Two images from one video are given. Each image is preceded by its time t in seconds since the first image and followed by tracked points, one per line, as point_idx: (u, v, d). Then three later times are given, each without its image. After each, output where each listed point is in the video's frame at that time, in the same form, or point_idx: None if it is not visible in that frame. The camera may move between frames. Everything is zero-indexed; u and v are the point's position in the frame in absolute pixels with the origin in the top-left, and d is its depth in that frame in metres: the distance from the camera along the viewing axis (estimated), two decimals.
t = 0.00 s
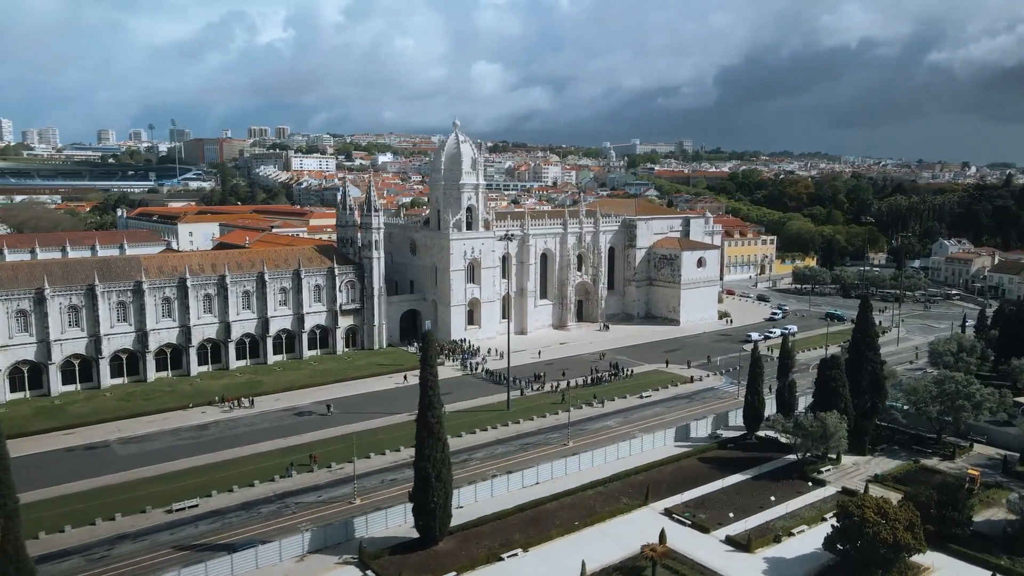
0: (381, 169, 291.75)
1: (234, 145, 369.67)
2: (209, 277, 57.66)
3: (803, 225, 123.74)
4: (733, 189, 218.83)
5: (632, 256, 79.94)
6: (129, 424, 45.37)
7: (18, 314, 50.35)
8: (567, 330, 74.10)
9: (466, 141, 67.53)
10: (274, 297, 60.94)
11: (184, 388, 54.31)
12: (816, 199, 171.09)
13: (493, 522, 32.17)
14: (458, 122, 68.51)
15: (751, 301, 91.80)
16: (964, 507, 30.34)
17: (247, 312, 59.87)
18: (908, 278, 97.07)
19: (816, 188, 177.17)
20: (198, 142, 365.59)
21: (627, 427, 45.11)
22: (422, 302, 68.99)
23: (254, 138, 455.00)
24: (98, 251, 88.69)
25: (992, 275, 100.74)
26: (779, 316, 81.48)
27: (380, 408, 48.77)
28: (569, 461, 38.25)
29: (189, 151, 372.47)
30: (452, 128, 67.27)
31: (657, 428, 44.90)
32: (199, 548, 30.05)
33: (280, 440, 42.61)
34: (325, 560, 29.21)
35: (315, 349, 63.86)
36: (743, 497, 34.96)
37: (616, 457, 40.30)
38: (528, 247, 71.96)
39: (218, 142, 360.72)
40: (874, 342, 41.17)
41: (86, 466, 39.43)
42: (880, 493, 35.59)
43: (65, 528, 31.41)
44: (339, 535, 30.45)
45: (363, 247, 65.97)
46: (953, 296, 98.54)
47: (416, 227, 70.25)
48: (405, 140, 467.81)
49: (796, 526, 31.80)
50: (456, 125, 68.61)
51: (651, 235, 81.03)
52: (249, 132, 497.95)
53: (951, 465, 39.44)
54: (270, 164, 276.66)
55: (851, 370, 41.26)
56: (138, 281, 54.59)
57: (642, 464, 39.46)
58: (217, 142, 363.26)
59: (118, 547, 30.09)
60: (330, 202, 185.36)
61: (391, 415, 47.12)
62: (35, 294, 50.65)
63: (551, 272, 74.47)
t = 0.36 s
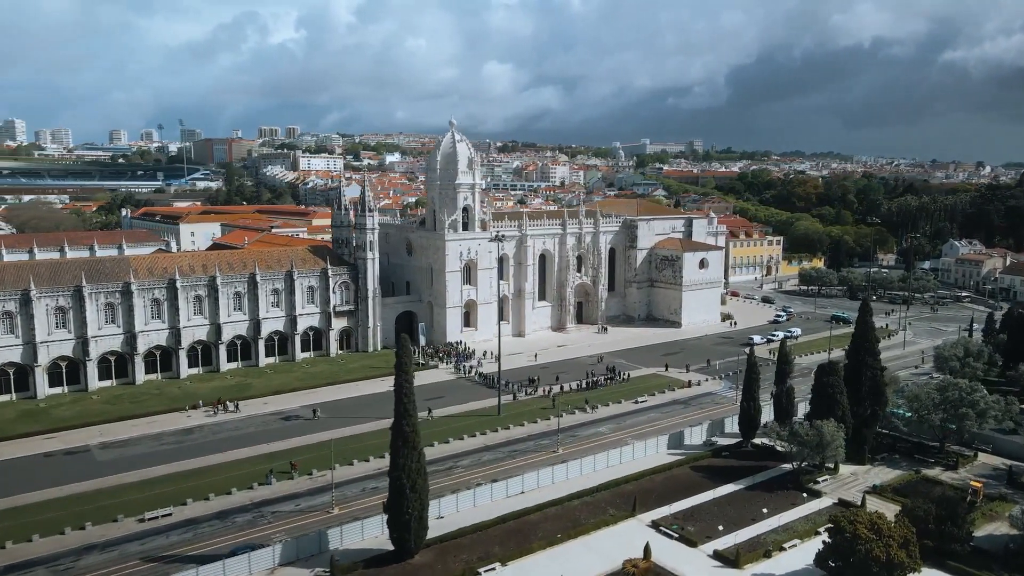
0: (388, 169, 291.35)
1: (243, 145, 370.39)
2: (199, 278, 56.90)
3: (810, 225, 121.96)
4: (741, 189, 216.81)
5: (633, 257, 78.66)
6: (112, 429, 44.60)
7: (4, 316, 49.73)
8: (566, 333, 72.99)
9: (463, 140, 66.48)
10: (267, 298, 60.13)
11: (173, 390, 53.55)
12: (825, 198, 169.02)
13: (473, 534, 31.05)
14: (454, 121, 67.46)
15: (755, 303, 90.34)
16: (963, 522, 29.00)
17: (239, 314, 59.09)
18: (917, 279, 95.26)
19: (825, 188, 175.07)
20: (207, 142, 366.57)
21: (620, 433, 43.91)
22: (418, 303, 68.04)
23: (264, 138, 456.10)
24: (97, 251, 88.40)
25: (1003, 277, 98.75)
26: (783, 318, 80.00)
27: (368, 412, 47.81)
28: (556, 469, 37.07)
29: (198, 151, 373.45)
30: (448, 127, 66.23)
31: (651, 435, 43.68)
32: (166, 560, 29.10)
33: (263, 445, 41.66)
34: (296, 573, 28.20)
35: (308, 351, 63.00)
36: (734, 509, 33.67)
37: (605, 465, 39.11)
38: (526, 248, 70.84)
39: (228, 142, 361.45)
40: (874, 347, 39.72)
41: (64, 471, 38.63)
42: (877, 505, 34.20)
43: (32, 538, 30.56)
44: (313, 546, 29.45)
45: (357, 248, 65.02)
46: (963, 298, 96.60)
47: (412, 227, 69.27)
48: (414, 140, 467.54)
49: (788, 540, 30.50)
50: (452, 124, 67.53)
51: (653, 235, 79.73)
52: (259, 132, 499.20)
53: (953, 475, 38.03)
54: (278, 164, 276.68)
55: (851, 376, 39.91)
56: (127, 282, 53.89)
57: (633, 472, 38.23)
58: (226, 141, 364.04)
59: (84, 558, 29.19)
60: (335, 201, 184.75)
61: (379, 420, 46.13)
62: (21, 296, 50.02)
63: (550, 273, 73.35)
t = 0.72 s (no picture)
0: (398, 169, 290.80)
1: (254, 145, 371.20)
2: (189, 280, 56.06)
3: (819, 226, 119.87)
4: (752, 189, 214.37)
5: (635, 258, 77.17)
6: (93, 434, 43.75)
7: None
8: (565, 335, 71.67)
9: (459, 139, 65.36)
10: (258, 300, 59.21)
11: (160, 393, 52.71)
12: (837, 199, 166.55)
13: (448, 549, 29.80)
14: (451, 120, 66.34)
15: (761, 305, 88.61)
16: (964, 541, 27.38)
17: (230, 316, 58.20)
18: (928, 282, 93.11)
19: (836, 188, 172.54)
20: (218, 142, 367.70)
21: (611, 441, 42.53)
22: (413, 305, 66.97)
23: (276, 138, 456.81)
24: (97, 252, 88.05)
25: (1017, 279, 96.40)
26: (789, 320, 78.26)
27: (355, 418, 46.69)
28: (541, 479, 35.77)
29: (209, 151, 374.62)
30: (444, 126, 65.11)
31: (643, 443, 42.26)
32: (129, 573, 28.09)
33: (243, 451, 40.61)
34: None
35: (300, 354, 62.04)
36: (724, 523, 32.23)
37: (594, 475, 37.75)
38: (525, 249, 69.55)
39: (238, 142, 362.21)
40: (874, 354, 38.16)
41: (39, 478, 37.78)
42: (874, 519, 32.72)
43: None
44: (280, 561, 28.28)
45: (351, 249, 64.01)
46: (976, 301, 94.34)
47: (408, 228, 68.18)
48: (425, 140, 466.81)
49: (778, 557, 29.09)
50: (449, 123, 66.46)
51: (655, 236, 78.22)
52: (272, 132, 500.19)
53: (957, 488, 36.39)
54: (287, 164, 276.72)
55: (850, 383, 38.39)
56: (114, 283, 53.11)
57: (621, 483, 36.86)
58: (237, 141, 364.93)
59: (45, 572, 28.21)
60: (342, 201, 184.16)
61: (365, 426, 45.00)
62: (6, 297, 49.32)
63: (550, 274, 72.05)
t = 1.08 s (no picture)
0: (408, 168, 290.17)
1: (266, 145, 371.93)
2: (179, 281, 55.26)
3: (830, 227, 117.74)
4: (764, 189, 211.89)
5: (637, 260, 75.69)
6: (74, 439, 42.98)
7: None
8: (565, 338, 70.36)
9: (455, 138, 64.29)
10: (250, 302, 58.33)
11: (148, 397, 51.92)
12: (849, 199, 164.01)
13: (420, 565, 28.57)
14: (447, 118, 65.26)
15: (768, 307, 86.87)
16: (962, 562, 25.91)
17: (221, 318, 57.33)
18: (940, 284, 90.92)
19: (849, 187, 169.87)
20: (230, 142, 368.90)
21: (602, 450, 41.17)
22: (410, 307, 65.90)
23: (288, 138, 458.06)
24: (96, 252, 87.68)
25: None
26: (795, 323, 76.54)
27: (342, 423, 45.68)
28: (525, 489, 34.50)
29: (221, 151, 375.92)
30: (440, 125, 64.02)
31: (635, 452, 40.88)
32: None
33: (224, 459, 39.63)
34: None
35: (293, 357, 61.09)
36: (713, 540, 30.83)
37: (581, 485, 36.43)
38: (523, 250, 68.29)
39: (250, 142, 363.08)
40: (874, 361, 36.62)
41: (13, 484, 36.99)
42: (871, 536, 31.25)
43: None
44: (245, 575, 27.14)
45: (346, 250, 62.99)
46: (990, 304, 92.04)
47: (404, 228, 67.12)
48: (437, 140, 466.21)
49: None
50: (445, 122, 65.42)
51: (658, 237, 76.71)
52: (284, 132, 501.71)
53: (961, 502, 34.78)
54: (297, 164, 276.81)
55: (849, 391, 36.88)
56: (102, 284, 52.38)
57: (609, 494, 35.51)
58: (248, 141, 365.97)
59: None
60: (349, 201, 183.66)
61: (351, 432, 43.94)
62: None
63: (549, 276, 70.76)
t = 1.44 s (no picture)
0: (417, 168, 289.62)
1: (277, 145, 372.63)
2: (170, 282, 54.57)
3: (840, 227, 115.78)
4: (775, 189, 209.55)
5: (639, 261, 74.36)
6: (58, 443, 42.33)
7: None
8: (565, 341, 69.18)
9: (452, 137, 63.27)
10: (243, 303, 57.55)
11: (137, 399, 51.25)
12: (861, 199, 161.62)
13: None
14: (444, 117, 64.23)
15: (775, 309, 85.30)
16: None
17: (213, 319, 56.59)
18: (952, 286, 88.91)
19: (861, 187, 167.36)
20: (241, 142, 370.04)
21: (594, 457, 39.97)
22: (407, 309, 64.94)
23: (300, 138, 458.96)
24: (97, 252, 87.33)
25: None
26: (801, 326, 74.98)
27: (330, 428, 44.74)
28: (511, 499, 33.35)
29: (232, 151, 377.19)
30: (438, 123, 63.02)
31: (628, 460, 39.64)
32: None
33: (206, 465, 38.81)
34: None
35: (288, 359, 60.28)
36: (702, 555, 29.60)
37: (569, 495, 35.24)
38: (522, 251, 67.17)
39: (261, 142, 364.06)
40: (875, 367, 35.20)
41: None
42: (868, 551, 29.93)
43: None
44: None
45: (341, 251, 62.07)
46: (1004, 306, 89.90)
47: (401, 229, 66.13)
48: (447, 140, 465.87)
49: None
50: (442, 121, 64.43)
51: (661, 238, 75.34)
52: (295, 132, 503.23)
53: (965, 516, 33.33)
54: (307, 164, 276.96)
55: (849, 399, 35.49)
56: (92, 286, 51.76)
57: (597, 504, 34.30)
58: (259, 141, 366.88)
59: None
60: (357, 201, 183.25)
61: (338, 437, 42.99)
62: None
63: (549, 278, 69.59)
